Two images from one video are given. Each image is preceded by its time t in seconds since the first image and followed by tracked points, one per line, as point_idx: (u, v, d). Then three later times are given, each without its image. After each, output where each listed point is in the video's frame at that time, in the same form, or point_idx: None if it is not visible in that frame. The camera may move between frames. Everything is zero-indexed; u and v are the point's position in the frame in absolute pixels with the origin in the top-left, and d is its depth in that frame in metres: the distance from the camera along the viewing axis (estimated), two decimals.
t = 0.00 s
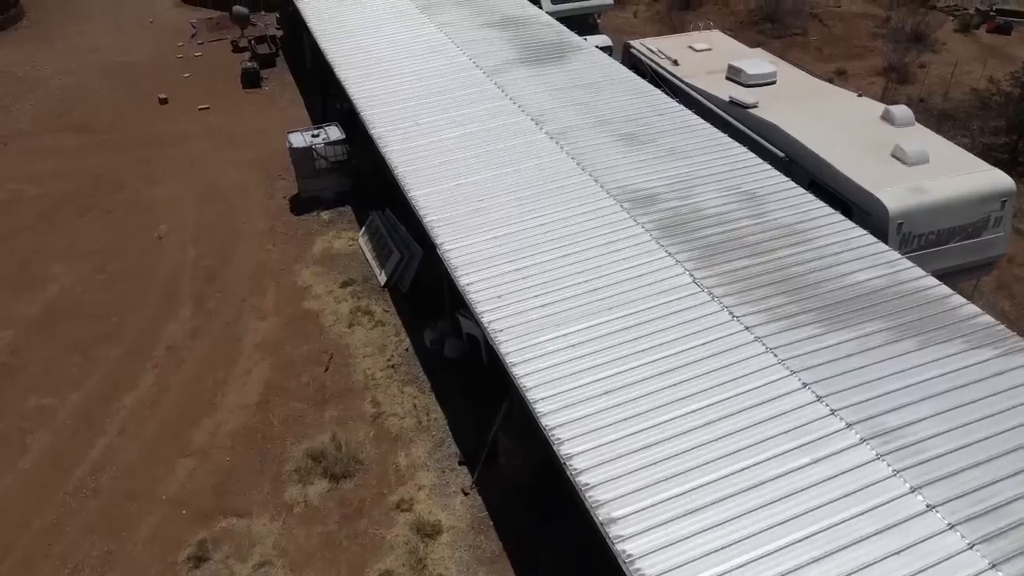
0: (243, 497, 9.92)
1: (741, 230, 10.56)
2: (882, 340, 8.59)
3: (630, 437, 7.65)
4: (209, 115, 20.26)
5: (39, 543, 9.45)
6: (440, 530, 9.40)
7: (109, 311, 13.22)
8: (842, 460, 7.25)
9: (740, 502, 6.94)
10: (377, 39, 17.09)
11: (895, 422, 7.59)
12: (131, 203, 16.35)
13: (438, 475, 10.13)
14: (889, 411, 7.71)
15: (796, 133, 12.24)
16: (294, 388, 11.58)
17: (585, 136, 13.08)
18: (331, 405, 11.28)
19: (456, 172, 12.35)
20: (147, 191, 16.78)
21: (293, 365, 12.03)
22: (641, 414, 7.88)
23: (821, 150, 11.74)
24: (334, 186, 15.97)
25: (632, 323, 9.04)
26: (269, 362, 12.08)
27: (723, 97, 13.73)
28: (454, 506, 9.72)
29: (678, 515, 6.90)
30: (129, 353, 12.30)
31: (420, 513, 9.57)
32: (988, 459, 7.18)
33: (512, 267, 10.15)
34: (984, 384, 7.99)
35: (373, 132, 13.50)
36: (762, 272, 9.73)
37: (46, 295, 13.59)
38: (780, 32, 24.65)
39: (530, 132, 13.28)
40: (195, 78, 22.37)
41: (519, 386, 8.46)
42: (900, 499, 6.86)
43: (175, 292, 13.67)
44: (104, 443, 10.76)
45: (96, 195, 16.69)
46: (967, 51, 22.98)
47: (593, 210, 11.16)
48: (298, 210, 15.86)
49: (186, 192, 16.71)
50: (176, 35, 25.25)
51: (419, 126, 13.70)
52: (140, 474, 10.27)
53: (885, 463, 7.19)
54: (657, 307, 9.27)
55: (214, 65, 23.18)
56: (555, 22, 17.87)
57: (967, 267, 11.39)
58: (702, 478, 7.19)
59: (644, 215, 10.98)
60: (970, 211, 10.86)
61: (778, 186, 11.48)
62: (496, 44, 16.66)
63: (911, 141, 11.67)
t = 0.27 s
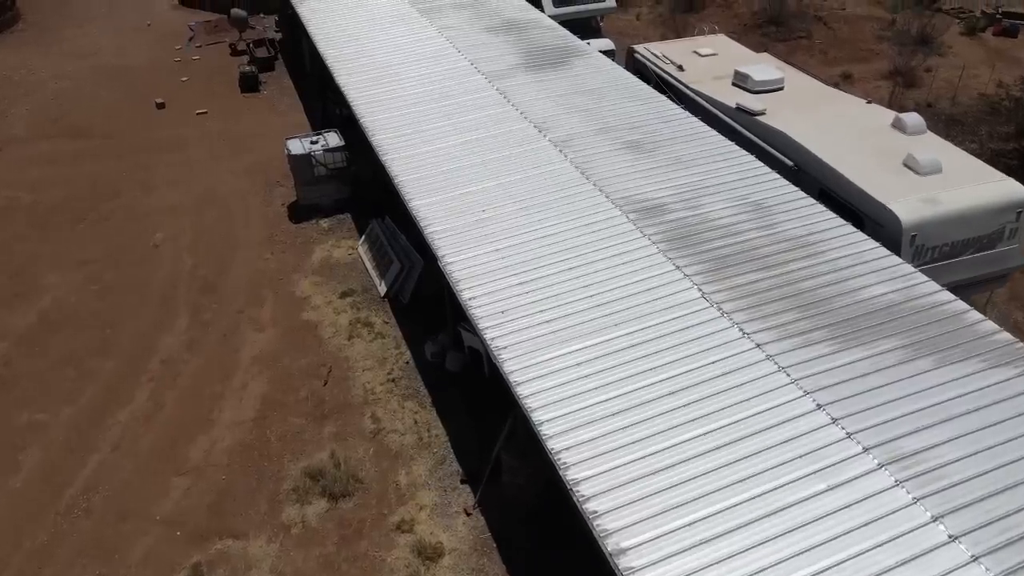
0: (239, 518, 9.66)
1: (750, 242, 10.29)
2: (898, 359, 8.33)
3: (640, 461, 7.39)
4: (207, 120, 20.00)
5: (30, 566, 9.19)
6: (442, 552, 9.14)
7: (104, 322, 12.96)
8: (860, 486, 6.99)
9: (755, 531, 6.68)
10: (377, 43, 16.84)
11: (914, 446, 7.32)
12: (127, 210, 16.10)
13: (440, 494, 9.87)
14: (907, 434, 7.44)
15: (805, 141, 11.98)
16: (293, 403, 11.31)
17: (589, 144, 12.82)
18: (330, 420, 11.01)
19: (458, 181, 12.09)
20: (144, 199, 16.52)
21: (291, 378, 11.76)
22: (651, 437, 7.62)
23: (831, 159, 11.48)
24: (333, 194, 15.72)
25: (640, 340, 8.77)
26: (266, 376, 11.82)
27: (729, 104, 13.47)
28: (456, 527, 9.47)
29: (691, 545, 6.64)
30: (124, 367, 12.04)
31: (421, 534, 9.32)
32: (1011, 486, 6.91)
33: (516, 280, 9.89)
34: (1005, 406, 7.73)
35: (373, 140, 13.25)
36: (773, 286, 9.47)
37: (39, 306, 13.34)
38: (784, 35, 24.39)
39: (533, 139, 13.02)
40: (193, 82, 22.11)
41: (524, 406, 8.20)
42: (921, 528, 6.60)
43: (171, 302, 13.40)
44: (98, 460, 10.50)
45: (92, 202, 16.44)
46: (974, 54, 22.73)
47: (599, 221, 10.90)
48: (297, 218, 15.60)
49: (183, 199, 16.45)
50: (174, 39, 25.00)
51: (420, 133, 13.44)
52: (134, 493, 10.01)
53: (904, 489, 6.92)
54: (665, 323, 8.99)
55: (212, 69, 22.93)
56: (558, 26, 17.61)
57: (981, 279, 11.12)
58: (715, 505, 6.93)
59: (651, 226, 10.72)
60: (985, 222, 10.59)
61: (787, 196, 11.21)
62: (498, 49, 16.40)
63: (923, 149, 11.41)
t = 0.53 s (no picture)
0: (235, 539, 9.40)
1: (759, 255, 10.02)
2: (915, 379, 8.06)
3: (650, 488, 7.13)
4: (205, 124, 19.73)
5: None
6: None
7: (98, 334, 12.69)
8: (879, 515, 6.72)
9: (771, 563, 6.41)
10: (378, 47, 16.57)
11: (934, 472, 7.05)
12: (123, 218, 15.83)
13: (441, 515, 9.60)
14: (927, 459, 7.18)
15: (814, 150, 11.71)
16: (290, 419, 11.04)
17: (593, 151, 12.55)
18: (328, 437, 10.74)
19: (460, 190, 11.82)
20: (140, 205, 16.25)
21: (289, 393, 11.49)
22: (661, 462, 7.35)
23: (841, 169, 11.21)
24: (332, 201, 15.45)
25: (648, 359, 8.51)
26: (263, 390, 11.55)
27: (736, 110, 13.20)
28: (457, 549, 9.20)
29: None
30: (118, 381, 11.77)
31: (422, 557, 9.05)
32: None
33: (519, 295, 9.62)
34: None
35: (373, 147, 12.99)
36: (784, 301, 9.20)
37: (32, 317, 13.08)
38: (789, 37, 24.11)
39: (536, 147, 12.75)
40: (191, 86, 21.83)
41: (529, 428, 7.93)
42: (943, 561, 6.33)
43: (167, 313, 13.14)
44: (90, 479, 10.24)
45: (87, 209, 16.17)
46: (981, 58, 22.47)
47: (604, 232, 10.62)
48: (295, 225, 15.32)
49: (180, 207, 16.18)
50: (171, 41, 24.72)
51: (421, 141, 13.17)
52: (127, 514, 9.75)
53: (925, 518, 6.66)
54: (673, 340, 8.73)
55: (210, 72, 22.65)
56: (561, 30, 17.34)
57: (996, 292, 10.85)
58: (729, 535, 6.67)
59: (658, 238, 10.45)
60: (1000, 234, 10.32)
61: (797, 206, 10.94)
62: (500, 53, 16.13)
63: (935, 159, 11.14)
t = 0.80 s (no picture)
0: (231, 561, 9.14)
1: (769, 268, 9.76)
2: (933, 400, 7.79)
3: (661, 515, 6.86)
4: (203, 130, 19.46)
5: None
6: None
7: (92, 347, 12.43)
8: (899, 545, 6.46)
9: None
10: (378, 52, 16.31)
11: (957, 500, 6.79)
12: (119, 226, 15.57)
13: (443, 536, 9.34)
14: (949, 485, 6.91)
15: (824, 159, 11.45)
16: (288, 435, 10.77)
17: (598, 160, 12.29)
18: (327, 454, 10.47)
19: (462, 200, 11.56)
20: (136, 213, 15.99)
21: (287, 408, 11.22)
22: (672, 488, 7.09)
23: (853, 178, 10.95)
24: (331, 209, 15.19)
25: (658, 378, 8.24)
26: (261, 405, 11.28)
27: (744, 118, 12.94)
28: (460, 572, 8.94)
29: None
30: (112, 395, 11.51)
31: None
32: None
33: (524, 310, 9.36)
34: None
35: (374, 155, 12.73)
36: (796, 317, 8.94)
37: (25, 328, 12.82)
38: (793, 40, 23.85)
39: (540, 155, 12.49)
40: (188, 90, 21.56)
41: (535, 451, 7.67)
42: None
43: (163, 325, 12.88)
44: (82, 497, 9.98)
45: (82, 217, 15.91)
46: (988, 62, 22.22)
47: (610, 244, 10.36)
48: (294, 234, 15.06)
49: (177, 214, 15.92)
50: (169, 45, 24.45)
51: (422, 149, 12.91)
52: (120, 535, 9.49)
53: (949, 550, 6.40)
54: (683, 359, 8.47)
55: (208, 76, 22.38)
56: (564, 34, 17.08)
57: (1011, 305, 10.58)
58: (744, 566, 6.40)
59: (665, 250, 10.19)
60: (1017, 246, 10.05)
61: (808, 217, 10.68)
62: (503, 58, 15.88)
63: (949, 169, 10.88)
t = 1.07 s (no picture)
0: None
1: (781, 282, 9.49)
2: (953, 422, 7.52)
3: (673, 546, 6.59)
4: (201, 135, 19.20)
5: None
6: None
7: (87, 359, 12.17)
8: None
9: None
10: (378, 57, 16.05)
11: (981, 531, 6.52)
12: (115, 234, 15.30)
13: (446, 559, 9.07)
14: (973, 515, 6.65)
15: (835, 168, 11.18)
16: (286, 452, 10.50)
17: (604, 169, 12.03)
18: (327, 472, 10.21)
19: (465, 210, 11.30)
20: (133, 221, 15.73)
21: (285, 423, 10.96)
22: (685, 516, 6.82)
23: (865, 188, 10.69)
24: (331, 217, 14.92)
25: (667, 398, 7.98)
26: (258, 421, 11.02)
27: (752, 125, 12.67)
28: None
29: None
30: (107, 410, 11.25)
31: None
32: None
33: (529, 325, 9.10)
34: None
35: (374, 164, 12.47)
36: (809, 334, 8.67)
37: (18, 341, 12.56)
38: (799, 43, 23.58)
39: (544, 164, 12.22)
40: (187, 94, 21.29)
41: (541, 476, 7.40)
42: None
43: (159, 337, 12.61)
44: (75, 517, 9.72)
45: (78, 225, 15.64)
46: (996, 65, 21.94)
47: (617, 257, 10.10)
48: (293, 242, 14.79)
49: (174, 222, 15.65)
50: (168, 48, 24.18)
51: (423, 157, 12.64)
52: (113, 557, 9.23)
53: None
54: (693, 378, 8.20)
55: (207, 80, 22.12)
56: (567, 38, 16.81)
57: None
58: None
59: (673, 264, 9.92)
60: None
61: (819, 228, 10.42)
62: (506, 63, 15.61)
63: (964, 179, 10.61)
